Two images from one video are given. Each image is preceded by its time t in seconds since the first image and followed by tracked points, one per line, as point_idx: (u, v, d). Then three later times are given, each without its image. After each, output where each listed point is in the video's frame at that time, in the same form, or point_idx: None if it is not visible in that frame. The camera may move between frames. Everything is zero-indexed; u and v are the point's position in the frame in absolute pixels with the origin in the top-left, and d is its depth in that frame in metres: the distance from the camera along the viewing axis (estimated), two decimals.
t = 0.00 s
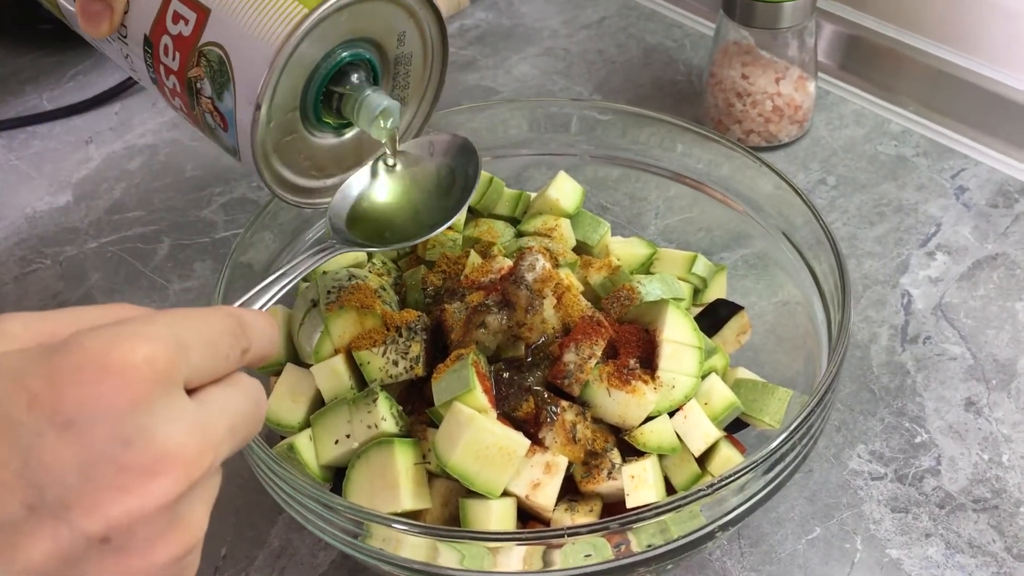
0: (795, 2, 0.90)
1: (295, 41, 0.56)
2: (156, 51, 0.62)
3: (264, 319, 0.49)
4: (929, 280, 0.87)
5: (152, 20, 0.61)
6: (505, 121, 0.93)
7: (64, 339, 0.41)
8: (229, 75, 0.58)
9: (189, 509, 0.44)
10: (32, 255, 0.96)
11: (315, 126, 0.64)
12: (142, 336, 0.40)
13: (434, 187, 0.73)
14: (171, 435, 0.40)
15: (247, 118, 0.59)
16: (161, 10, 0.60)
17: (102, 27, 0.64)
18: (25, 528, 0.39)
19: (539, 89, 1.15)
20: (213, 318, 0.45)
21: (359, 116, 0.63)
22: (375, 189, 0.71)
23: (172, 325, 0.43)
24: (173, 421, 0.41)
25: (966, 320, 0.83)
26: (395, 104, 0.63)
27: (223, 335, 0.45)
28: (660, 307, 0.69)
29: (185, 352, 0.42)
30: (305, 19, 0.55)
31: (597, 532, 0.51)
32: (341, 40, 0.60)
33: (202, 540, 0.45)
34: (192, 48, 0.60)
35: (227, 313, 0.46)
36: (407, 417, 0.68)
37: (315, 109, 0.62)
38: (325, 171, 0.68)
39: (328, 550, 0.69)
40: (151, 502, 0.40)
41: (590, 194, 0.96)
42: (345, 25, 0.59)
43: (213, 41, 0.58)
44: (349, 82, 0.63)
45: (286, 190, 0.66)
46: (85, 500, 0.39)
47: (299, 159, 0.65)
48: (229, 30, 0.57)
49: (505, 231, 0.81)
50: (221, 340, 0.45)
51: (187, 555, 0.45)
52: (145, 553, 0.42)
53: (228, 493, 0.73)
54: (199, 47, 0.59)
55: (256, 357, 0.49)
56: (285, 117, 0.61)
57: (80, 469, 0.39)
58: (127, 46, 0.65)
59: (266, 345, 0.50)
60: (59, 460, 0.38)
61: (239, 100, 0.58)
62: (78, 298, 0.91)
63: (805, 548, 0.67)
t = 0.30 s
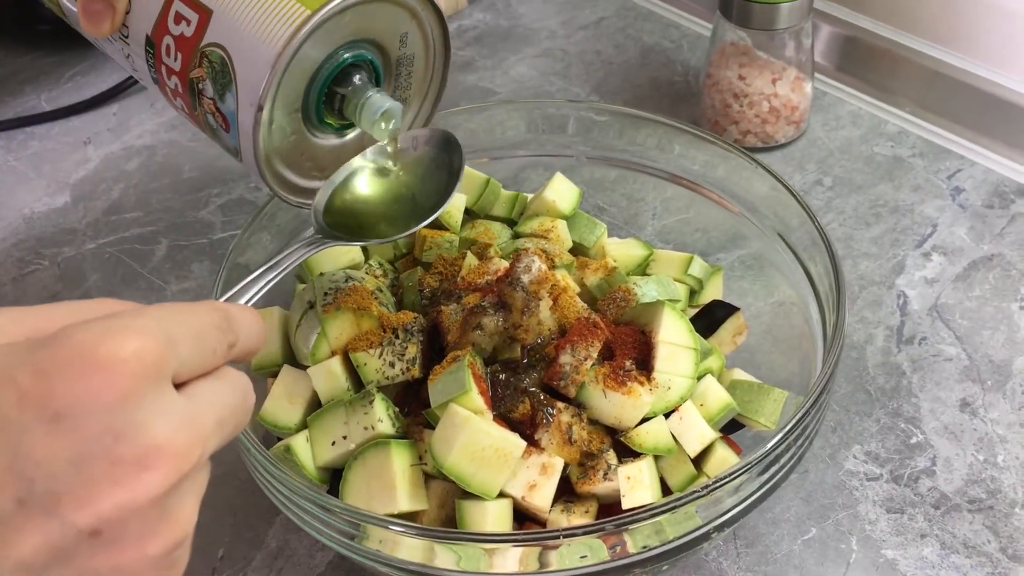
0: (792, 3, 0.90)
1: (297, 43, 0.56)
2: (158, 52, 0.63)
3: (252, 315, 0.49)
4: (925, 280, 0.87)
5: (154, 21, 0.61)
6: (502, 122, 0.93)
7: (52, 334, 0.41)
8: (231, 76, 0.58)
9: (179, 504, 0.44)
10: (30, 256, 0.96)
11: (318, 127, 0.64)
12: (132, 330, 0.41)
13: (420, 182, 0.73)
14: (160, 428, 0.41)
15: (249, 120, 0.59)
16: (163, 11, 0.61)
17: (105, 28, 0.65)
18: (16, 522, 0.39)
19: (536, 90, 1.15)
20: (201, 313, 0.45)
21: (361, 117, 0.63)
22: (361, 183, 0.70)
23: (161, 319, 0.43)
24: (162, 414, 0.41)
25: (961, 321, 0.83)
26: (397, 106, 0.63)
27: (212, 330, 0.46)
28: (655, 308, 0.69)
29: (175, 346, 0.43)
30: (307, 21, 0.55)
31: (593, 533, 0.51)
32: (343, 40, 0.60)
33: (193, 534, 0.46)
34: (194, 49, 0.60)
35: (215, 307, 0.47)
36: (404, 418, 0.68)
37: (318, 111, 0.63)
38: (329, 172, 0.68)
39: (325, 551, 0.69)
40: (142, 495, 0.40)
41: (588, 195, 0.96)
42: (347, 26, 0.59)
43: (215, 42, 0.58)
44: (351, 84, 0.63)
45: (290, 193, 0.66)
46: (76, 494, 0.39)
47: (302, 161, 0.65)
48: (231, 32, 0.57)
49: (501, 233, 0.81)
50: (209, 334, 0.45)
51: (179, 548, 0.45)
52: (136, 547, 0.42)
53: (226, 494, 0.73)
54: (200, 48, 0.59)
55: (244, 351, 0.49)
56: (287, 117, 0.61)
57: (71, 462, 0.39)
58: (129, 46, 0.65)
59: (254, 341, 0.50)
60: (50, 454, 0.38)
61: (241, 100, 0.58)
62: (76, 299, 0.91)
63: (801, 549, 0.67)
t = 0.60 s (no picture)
0: (792, 4, 0.91)
1: (304, 40, 0.56)
2: (164, 48, 0.63)
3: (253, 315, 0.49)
4: (924, 280, 0.87)
5: (160, 18, 0.61)
6: (502, 122, 0.93)
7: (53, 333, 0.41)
8: (237, 73, 0.58)
9: (183, 504, 0.44)
10: (30, 256, 0.96)
11: (324, 124, 0.65)
12: (133, 330, 0.41)
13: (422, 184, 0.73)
14: (162, 429, 0.41)
15: (255, 117, 0.59)
16: (169, 8, 0.61)
17: (110, 24, 0.65)
18: (20, 522, 0.39)
19: (536, 90, 1.15)
20: (203, 314, 0.45)
21: (367, 114, 0.63)
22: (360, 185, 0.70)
23: (163, 320, 0.43)
24: (164, 415, 0.41)
25: (961, 320, 0.83)
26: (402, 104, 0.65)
27: (214, 330, 0.46)
28: (655, 308, 0.69)
29: (176, 346, 0.43)
30: (314, 19, 0.56)
31: (593, 533, 0.51)
32: (349, 38, 0.60)
33: (196, 534, 0.46)
34: (200, 46, 0.60)
35: (217, 308, 0.47)
36: (405, 418, 0.69)
37: (323, 106, 0.63)
38: (335, 170, 0.69)
39: (325, 550, 0.69)
40: (144, 496, 0.40)
41: (588, 195, 0.96)
42: (353, 24, 0.59)
43: (221, 39, 0.58)
44: (356, 81, 0.63)
45: (297, 190, 0.67)
46: (79, 495, 0.39)
47: (307, 156, 0.65)
48: (238, 29, 0.57)
49: (501, 233, 0.82)
50: (211, 335, 0.45)
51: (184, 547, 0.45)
52: (139, 546, 0.42)
53: (227, 494, 0.73)
54: (207, 44, 0.59)
55: (246, 353, 0.49)
56: (292, 115, 0.61)
57: (72, 463, 0.39)
58: (134, 42, 0.65)
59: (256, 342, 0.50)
60: (52, 455, 0.38)
61: (247, 98, 0.58)
62: (77, 299, 0.91)
63: (801, 548, 0.68)
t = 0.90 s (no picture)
0: (791, 3, 0.90)
1: (296, 38, 0.56)
2: (158, 56, 0.62)
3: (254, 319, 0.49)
4: (924, 279, 0.87)
5: (152, 26, 0.61)
6: (501, 122, 0.93)
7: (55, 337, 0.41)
8: (231, 74, 0.58)
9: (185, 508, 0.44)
10: (30, 257, 0.97)
11: (320, 127, 0.64)
12: (134, 333, 0.41)
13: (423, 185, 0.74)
14: (163, 433, 0.41)
15: (249, 115, 0.58)
16: (162, 14, 0.60)
17: (105, 34, 0.65)
18: (22, 525, 0.39)
19: (536, 90, 1.15)
20: (203, 318, 0.46)
21: (363, 113, 0.63)
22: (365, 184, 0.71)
23: (164, 323, 0.43)
24: (164, 419, 0.41)
25: (960, 319, 0.83)
26: (396, 103, 0.64)
27: (213, 334, 0.46)
28: (654, 307, 0.69)
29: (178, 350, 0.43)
30: (306, 16, 0.55)
31: (591, 532, 0.51)
32: (342, 36, 0.59)
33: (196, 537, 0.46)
34: (194, 50, 0.60)
35: (218, 312, 0.47)
36: (403, 418, 0.69)
37: (319, 108, 0.62)
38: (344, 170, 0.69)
39: (324, 550, 0.69)
40: (145, 500, 0.40)
41: (587, 195, 0.97)
42: (347, 22, 0.59)
43: (214, 42, 0.58)
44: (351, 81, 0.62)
45: (294, 192, 0.66)
46: (80, 499, 0.39)
47: (307, 162, 0.65)
48: (230, 30, 0.57)
49: (500, 232, 0.82)
50: (212, 339, 0.45)
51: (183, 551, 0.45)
52: (138, 550, 0.42)
53: (226, 495, 0.73)
54: (199, 48, 0.59)
55: (247, 356, 0.49)
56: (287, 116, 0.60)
57: (73, 467, 0.39)
58: (128, 53, 0.65)
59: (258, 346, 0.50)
60: (53, 459, 0.38)
61: (241, 98, 0.58)
62: (77, 299, 0.92)
63: (800, 547, 0.68)
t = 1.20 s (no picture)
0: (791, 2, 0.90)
1: None
2: (189, 40, 0.56)
3: (291, 345, 0.47)
4: (925, 278, 0.87)
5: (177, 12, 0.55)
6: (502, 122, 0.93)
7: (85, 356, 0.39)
8: (255, 19, 0.51)
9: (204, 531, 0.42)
10: (32, 257, 0.97)
11: (357, 63, 0.55)
12: (169, 358, 0.40)
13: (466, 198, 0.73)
14: (194, 458, 0.39)
15: (280, 51, 0.51)
16: None
17: (141, 43, 0.58)
18: (42, 547, 0.37)
19: (536, 89, 1.15)
20: (240, 341, 0.44)
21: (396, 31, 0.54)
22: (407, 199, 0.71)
23: (200, 347, 0.41)
24: (196, 445, 0.40)
25: (962, 318, 0.83)
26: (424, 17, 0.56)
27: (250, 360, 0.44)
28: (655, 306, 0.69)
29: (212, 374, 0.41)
30: None
31: (591, 532, 0.51)
32: None
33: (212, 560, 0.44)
34: (218, 16, 0.53)
35: (254, 335, 0.45)
36: (404, 417, 0.69)
37: (350, 39, 0.54)
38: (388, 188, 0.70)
39: (325, 550, 0.69)
40: (171, 525, 0.39)
41: (588, 194, 0.97)
42: None
43: None
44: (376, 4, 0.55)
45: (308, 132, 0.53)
46: (106, 522, 0.37)
47: (363, 115, 0.57)
48: None
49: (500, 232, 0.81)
50: (249, 364, 0.44)
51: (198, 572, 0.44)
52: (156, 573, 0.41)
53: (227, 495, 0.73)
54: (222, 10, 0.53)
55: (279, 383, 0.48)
56: (320, 53, 0.53)
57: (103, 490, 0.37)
58: (168, 58, 0.59)
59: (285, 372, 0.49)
60: (83, 482, 0.36)
61: (268, 36, 0.51)
62: (78, 299, 0.92)
63: (800, 547, 0.67)
